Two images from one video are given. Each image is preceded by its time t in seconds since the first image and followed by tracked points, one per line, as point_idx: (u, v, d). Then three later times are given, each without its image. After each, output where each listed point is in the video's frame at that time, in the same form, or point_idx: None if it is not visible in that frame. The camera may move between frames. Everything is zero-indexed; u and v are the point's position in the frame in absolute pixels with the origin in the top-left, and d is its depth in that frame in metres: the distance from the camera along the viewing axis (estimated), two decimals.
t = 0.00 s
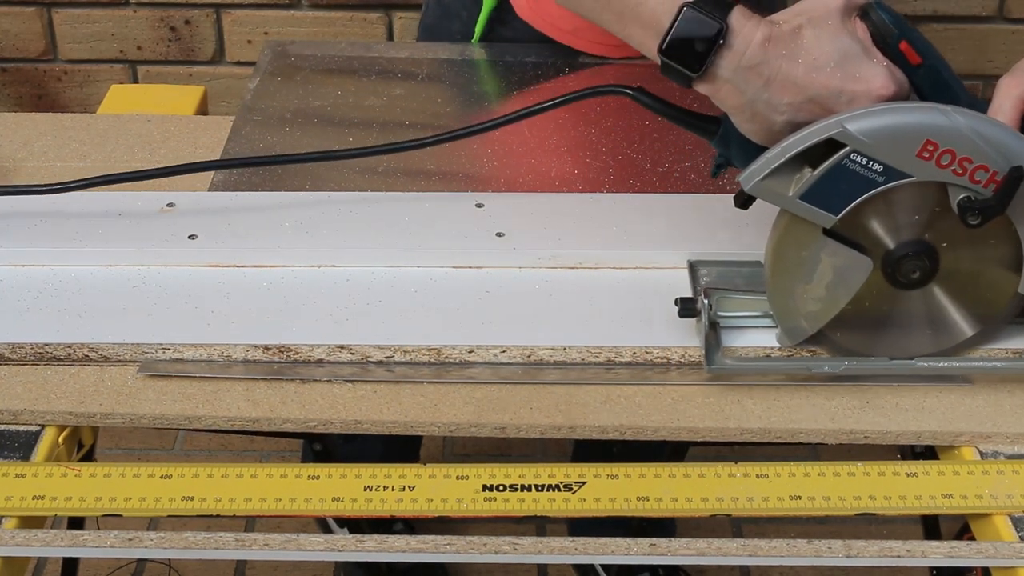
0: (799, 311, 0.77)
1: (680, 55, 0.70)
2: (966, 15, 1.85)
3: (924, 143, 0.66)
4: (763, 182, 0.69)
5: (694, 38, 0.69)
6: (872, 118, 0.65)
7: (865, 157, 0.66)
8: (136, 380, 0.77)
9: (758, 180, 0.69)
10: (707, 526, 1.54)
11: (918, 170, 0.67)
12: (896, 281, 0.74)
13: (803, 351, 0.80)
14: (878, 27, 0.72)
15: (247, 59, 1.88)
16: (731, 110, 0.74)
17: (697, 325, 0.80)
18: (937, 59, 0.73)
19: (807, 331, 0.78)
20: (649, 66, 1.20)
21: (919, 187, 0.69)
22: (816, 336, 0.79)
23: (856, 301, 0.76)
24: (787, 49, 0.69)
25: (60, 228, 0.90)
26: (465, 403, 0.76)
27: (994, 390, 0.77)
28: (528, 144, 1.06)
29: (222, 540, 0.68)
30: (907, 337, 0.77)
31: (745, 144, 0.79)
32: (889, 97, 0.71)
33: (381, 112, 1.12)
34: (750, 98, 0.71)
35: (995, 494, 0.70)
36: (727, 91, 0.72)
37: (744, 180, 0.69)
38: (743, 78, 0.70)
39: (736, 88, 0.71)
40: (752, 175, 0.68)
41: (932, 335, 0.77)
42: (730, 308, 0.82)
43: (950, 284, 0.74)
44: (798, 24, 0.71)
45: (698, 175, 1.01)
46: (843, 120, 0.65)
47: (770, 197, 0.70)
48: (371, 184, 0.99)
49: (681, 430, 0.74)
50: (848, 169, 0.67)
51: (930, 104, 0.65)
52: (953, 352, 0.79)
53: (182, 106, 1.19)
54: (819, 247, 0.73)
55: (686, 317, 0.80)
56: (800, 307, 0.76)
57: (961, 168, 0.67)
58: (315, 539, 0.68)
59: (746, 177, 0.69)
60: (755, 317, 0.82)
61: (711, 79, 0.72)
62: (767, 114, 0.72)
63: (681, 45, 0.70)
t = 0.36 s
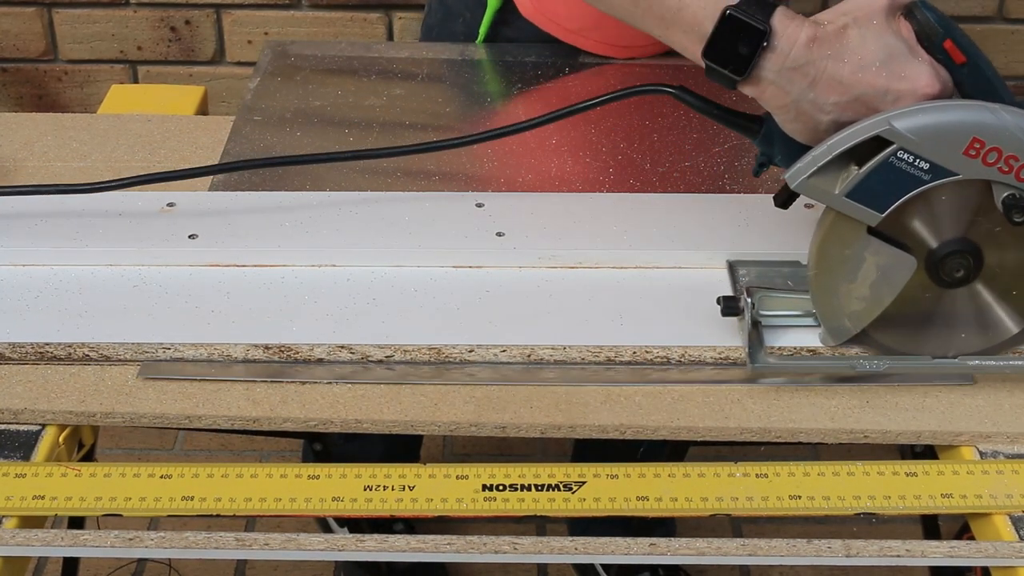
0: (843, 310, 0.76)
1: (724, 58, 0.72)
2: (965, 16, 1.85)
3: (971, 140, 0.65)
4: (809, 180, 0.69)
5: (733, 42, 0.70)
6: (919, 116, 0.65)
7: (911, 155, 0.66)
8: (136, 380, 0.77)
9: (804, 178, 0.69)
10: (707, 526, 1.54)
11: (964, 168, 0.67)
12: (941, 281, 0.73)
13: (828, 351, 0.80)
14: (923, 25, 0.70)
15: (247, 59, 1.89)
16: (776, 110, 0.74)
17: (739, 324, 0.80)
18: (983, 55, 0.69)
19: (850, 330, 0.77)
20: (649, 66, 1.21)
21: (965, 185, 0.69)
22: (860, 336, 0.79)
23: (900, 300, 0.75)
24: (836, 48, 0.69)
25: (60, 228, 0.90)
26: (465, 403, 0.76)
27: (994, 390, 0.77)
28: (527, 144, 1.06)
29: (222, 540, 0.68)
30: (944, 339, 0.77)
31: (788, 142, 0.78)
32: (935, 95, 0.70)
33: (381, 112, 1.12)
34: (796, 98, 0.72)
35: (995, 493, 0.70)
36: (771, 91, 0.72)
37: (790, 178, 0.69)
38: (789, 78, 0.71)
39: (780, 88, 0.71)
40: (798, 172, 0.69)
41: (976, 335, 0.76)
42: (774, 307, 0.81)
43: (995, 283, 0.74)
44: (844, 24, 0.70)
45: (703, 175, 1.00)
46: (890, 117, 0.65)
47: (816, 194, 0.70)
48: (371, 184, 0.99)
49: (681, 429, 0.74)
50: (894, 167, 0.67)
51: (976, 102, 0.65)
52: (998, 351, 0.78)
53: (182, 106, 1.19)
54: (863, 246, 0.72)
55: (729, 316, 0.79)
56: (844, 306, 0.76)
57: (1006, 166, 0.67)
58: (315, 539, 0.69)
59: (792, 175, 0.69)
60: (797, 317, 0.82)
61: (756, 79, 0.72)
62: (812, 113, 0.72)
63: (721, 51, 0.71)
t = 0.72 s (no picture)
0: (925, 313, 0.78)
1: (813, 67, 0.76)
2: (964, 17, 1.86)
3: None
4: (898, 181, 0.71)
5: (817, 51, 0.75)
6: (1007, 119, 0.66)
7: (997, 157, 0.68)
8: (136, 380, 0.77)
9: (892, 179, 0.71)
10: (708, 526, 1.54)
11: None
12: None
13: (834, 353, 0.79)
14: (1009, 25, 0.72)
15: (247, 59, 1.89)
16: (863, 113, 0.78)
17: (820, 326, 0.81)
18: None
19: (934, 333, 0.78)
20: (649, 66, 1.21)
21: None
22: (939, 337, 0.79)
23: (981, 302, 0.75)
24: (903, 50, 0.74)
25: (61, 228, 0.90)
26: (465, 403, 0.76)
27: (995, 390, 0.77)
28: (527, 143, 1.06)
29: (222, 540, 0.68)
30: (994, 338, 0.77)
31: (869, 145, 0.83)
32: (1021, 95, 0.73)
33: (381, 112, 1.12)
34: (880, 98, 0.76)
35: (995, 494, 0.70)
36: (858, 96, 0.76)
37: (879, 180, 0.71)
38: (874, 83, 0.75)
39: (867, 93, 0.76)
40: (886, 174, 0.71)
41: None
42: (854, 308, 0.82)
43: None
44: (928, 27, 0.74)
45: (708, 176, 1.01)
46: (979, 119, 0.67)
47: (904, 196, 0.72)
48: (372, 184, 0.99)
49: (681, 430, 0.74)
50: (983, 169, 0.68)
51: None
52: None
53: (182, 106, 1.19)
54: (949, 248, 0.74)
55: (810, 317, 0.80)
56: (925, 308, 0.77)
57: None
58: (315, 540, 0.68)
59: (880, 177, 0.71)
60: (876, 318, 0.82)
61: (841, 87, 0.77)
62: (898, 116, 0.76)
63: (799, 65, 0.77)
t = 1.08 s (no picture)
0: (926, 312, 0.78)
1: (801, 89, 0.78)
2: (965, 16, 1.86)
3: None
4: (899, 182, 0.71)
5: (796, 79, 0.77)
6: (1008, 119, 0.67)
7: (997, 156, 0.68)
8: (136, 380, 0.77)
9: (893, 180, 0.71)
10: (707, 526, 1.54)
11: None
12: None
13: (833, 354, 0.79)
14: (1009, 26, 0.73)
15: (247, 59, 1.89)
16: (861, 115, 0.79)
17: (819, 326, 0.81)
18: None
19: (934, 333, 0.78)
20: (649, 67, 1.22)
21: None
22: (939, 337, 0.79)
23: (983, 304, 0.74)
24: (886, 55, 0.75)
25: (61, 228, 0.90)
26: (465, 403, 0.76)
27: (994, 390, 0.77)
28: (527, 143, 1.06)
29: (221, 541, 0.68)
30: (998, 339, 0.76)
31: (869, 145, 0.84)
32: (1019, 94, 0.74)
33: (381, 112, 1.12)
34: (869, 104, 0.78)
35: (995, 494, 0.70)
36: (852, 102, 0.78)
37: (879, 180, 0.71)
38: (866, 86, 0.77)
39: (859, 97, 0.77)
40: (887, 175, 0.71)
41: None
42: (854, 308, 0.82)
43: None
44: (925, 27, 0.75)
45: (709, 176, 1.01)
46: (979, 120, 0.67)
47: (905, 196, 0.72)
48: (372, 184, 0.99)
49: (680, 430, 0.74)
50: (983, 169, 0.69)
51: None
52: None
53: (181, 106, 1.19)
54: (949, 248, 0.75)
55: (810, 317, 0.80)
56: (926, 308, 0.77)
57: None
58: (315, 540, 0.69)
59: (881, 177, 0.71)
60: (878, 318, 0.82)
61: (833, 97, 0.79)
62: (896, 115, 0.78)
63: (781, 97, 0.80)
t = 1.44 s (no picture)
0: (931, 313, 0.78)
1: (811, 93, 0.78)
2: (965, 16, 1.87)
3: None
4: (906, 185, 0.71)
5: (805, 87, 0.78)
6: (1016, 121, 0.66)
7: (1005, 159, 0.68)
8: (136, 379, 0.77)
9: (900, 183, 0.71)
10: (707, 527, 1.54)
11: None
12: None
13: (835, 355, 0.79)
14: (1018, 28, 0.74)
15: (247, 59, 1.89)
16: (869, 120, 0.80)
17: (825, 327, 0.80)
18: None
19: (940, 334, 0.78)
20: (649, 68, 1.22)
21: None
22: (940, 337, 0.78)
23: (990, 303, 0.74)
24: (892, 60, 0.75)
25: (60, 228, 0.90)
26: (465, 402, 0.76)
27: (994, 390, 0.77)
28: (527, 143, 1.06)
29: (222, 541, 0.68)
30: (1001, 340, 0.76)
31: (877, 146, 0.85)
32: None
33: (381, 112, 1.12)
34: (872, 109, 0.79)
35: (995, 494, 0.70)
36: (862, 106, 0.78)
37: (886, 182, 0.72)
38: (875, 90, 0.77)
39: (869, 101, 0.78)
40: (894, 177, 0.71)
41: None
42: (856, 309, 0.82)
43: None
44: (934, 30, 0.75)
45: (710, 176, 1.01)
46: (987, 122, 0.67)
47: (912, 198, 0.72)
48: (372, 184, 0.99)
49: (680, 430, 0.74)
50: (992, 172, 0.69)
51: None
52: None
53: (182, 106, 1.19)
54: (956, 249, 0.75)
55: (816, 318, 0.80)
56: (932, 308, 0.77)
57: None
58: (315, 539, 0.69)
59: (888, 179, 0.71)
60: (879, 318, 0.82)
61: (843, 102, 0.79)
62: (906, 118, 0.78)
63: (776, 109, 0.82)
